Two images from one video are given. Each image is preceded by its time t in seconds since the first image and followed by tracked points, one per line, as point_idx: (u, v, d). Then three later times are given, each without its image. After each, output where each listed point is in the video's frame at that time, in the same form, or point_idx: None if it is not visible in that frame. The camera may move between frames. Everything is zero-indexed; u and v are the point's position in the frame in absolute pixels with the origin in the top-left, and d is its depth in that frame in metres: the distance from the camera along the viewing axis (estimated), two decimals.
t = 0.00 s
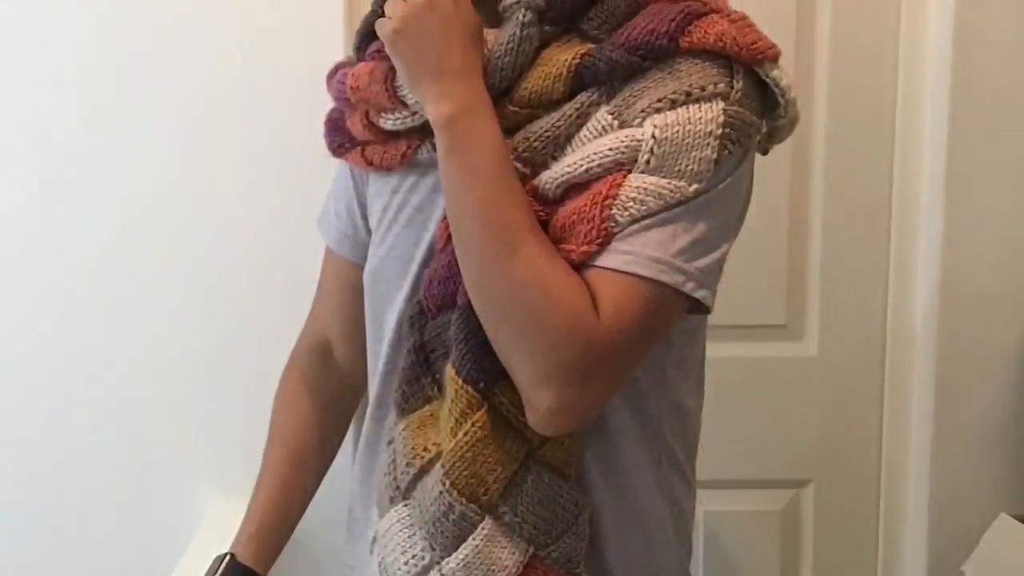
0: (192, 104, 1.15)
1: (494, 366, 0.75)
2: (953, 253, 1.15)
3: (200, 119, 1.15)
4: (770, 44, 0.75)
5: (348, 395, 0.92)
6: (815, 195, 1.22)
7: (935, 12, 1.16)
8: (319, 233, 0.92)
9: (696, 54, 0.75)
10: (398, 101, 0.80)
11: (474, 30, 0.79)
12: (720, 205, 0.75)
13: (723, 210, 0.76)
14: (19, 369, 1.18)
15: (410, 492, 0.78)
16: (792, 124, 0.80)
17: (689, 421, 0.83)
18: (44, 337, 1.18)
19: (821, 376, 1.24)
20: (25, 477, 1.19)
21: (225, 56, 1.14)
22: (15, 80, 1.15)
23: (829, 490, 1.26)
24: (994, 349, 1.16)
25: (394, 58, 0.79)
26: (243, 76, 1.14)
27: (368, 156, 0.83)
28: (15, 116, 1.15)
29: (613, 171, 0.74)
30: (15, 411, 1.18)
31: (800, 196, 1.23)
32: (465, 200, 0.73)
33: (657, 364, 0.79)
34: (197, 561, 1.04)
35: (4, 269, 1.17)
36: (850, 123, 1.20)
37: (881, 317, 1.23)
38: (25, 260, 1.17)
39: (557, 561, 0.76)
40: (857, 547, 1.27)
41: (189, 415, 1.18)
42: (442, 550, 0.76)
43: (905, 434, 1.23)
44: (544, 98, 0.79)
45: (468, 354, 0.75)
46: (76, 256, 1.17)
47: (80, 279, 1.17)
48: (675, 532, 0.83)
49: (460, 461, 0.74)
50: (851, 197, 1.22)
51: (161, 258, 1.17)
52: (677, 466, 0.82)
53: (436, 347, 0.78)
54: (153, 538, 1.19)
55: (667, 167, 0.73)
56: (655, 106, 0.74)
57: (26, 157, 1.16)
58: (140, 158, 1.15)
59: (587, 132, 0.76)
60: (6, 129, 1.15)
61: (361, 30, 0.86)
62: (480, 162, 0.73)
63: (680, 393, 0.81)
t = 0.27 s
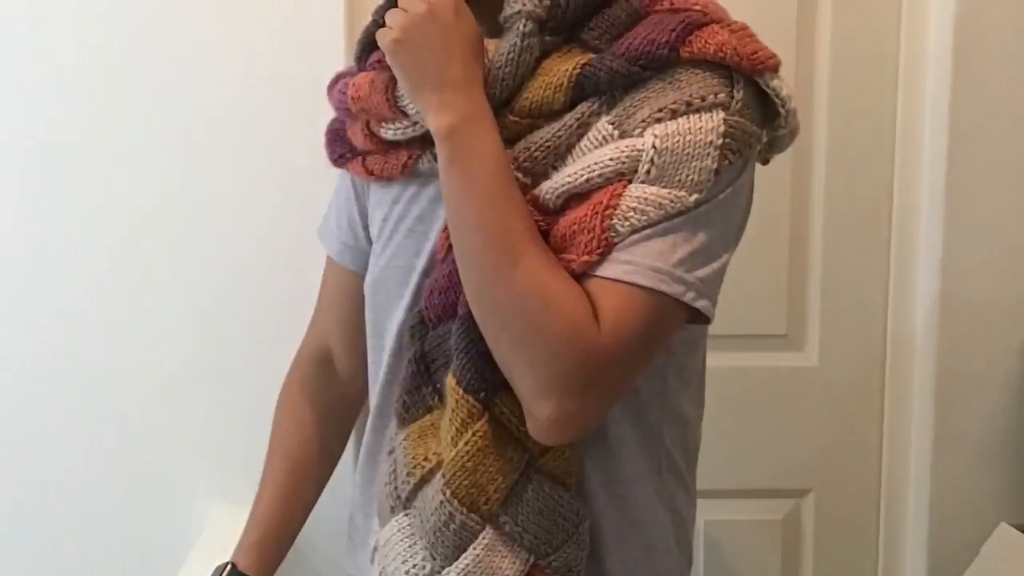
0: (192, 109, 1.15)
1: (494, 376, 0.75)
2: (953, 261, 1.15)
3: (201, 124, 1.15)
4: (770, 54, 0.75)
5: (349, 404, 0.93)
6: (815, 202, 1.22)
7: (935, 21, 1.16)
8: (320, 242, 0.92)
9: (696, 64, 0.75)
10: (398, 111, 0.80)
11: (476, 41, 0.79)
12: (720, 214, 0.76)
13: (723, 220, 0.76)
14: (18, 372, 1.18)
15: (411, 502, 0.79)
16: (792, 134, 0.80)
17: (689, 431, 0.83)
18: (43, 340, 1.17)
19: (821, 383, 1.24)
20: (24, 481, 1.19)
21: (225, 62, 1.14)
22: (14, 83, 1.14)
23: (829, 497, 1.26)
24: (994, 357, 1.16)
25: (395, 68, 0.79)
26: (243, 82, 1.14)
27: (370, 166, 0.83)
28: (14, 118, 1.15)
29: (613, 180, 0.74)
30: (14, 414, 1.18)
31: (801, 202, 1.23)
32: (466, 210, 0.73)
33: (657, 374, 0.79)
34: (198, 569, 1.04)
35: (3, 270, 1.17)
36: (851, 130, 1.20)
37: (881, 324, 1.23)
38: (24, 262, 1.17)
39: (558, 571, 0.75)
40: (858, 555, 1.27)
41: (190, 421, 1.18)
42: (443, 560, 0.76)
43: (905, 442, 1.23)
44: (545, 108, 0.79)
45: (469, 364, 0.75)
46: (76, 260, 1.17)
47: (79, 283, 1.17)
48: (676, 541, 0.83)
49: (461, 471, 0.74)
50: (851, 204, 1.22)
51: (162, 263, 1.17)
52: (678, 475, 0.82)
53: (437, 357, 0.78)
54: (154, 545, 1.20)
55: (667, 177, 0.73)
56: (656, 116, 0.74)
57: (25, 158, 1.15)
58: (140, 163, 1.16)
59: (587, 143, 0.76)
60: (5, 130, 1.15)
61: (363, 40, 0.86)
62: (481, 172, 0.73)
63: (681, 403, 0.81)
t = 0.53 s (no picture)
0: (192, 116, 1.15)
1: (494, 386, 0.75)
2: (953, 269, 1.15)
3: (201, 131, 1.15)
4: (770, 64, 0.76)
5: (349, 413, 0.93)
6: (815, 210, 1.22)
7: (935, 30, 1.16)
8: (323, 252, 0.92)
9: (697, 74, 0.75)
10: (399, 121, 0.81)
11: (477, 51, 0.79)
12: (721, 225, 0.76)
13: (723, 231, 0.76)
14: (18, 377, 1.18)
15: (412, 511, 0.79)
16: (792, 143, 0.80)
17: (690, 441, 0.83)
18: (43, 344, 1.17)
19: (821, 389, 1.24)
20: (24, 486, 1.19)
21: (225, 69, 1.14)
22: (13, 88, 1.15)
23: (829, 504, 1.26)
24: (994, 366, 1.16)
25: (396, 78, 0.80)
26: (244, 90, 1.14)
27: (371, 176, 0.83)
28: (14, 122, 1.15)
29: (614, 191, 0.74)
30: (14, 419, 1.18)
31: (801, 210, 1.23)
32: (466, 220, 0.73)
33: (657, 385, 0.79)
34: None
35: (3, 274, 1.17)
36: (851, 138, 1.20)
37: (882, 331, 1.23)
38: (24, 266, 1.17)
39: None
40: (859, 563, 1.27)
41: (189, 428, 1.18)
42: (444, 570, 0.76)
43: (906, 449, 1.23)
44: (545, 117, 0.79)
45: (469, 374, 0.75)
46: (75, 265, 1.17)
47: (78, 288, 1.17)
48: (677, 549, 0.83)
49: (462, 480, 0.74)
50: (851, 212, 1.22)
51: (161, 270, 1.17)
52: (678, 484, 0.83)
53: (437, 366, 0.78)
54: (155, 552, 1.20)
55: (668, 187, 0.73)
56: (656, 126, 0.74)
57: (25, 161, 1.16)
58: (140, 169, 1.16)
59: (588, 153, 0.76)
60: (5, 134, 1.15)
61: (363, 50, 0.87)
62: (481, 182, 0.73)
63: (681, 413, 0.81)
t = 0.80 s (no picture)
0: (192, 122, 1.15)
1: (495, 396, 0.75)
2: (953, 276, 1.15)
3: (201, 137, 1.15)
4: (770, 74, 0.76)
5: (350, 424, 0.93)
6: (815, 217, 1.23)
7: (935, 38, 1.16)
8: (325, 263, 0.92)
9: (697, 84, 0.75)
10: (399, 131, 0.81)
11: (477, 61, 0.79)
12: (721, 235, 0.76)
13: (724, 241, 0.76)
14: (18, 381, 1.18)
15: (413, 521, 0.79)
16: (793, 153, 0.80)
17: (690, 451, 0.83)
18: (43, 347, 1.18)
19: (821, 397, 1.24)
20: (24, 490, 1.19)
21: (225, 76, 1.14)
22: (14, 92, 1.15)
23: (829, 510, 1.26)
24: (994, 374, 1.16)
25: (397, 89, 0.80)
26: (244, 98, 1.15)
27: (371, 186, 0.83)
28: (15, 126, 1.15)
29: (615, 201, 0.74)
30: (15, 422, 1.18)
31: (801, 217, 1.23)
32: (467, 230, 0.73)
33: (658, 395, 0.79)
34: None
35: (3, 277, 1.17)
36: (851, 145, 1.21)
37: (882, 337, 1.24)
38: (24, 269, 1.17)
39: None
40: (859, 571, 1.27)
41: (190, 434, 1.19)
42: None
43: (906, 456, 1.23)
44: (546, 127, 0.79)
45: (470, 384, 0.75)
46: (75, 270, 1.17)
47: (78, 293, 1.17)
48: (677, 559, 0.83)
49: (463, 489, 0.74)
50: (851, 219, 1.22)
51: (161, 276, 1.17)
52: (678, 495, 0.83)
53: (437, 376, 0.79)
54: (155, 560, 1.20)
55: (668, 197, 0.73)
56: (657, 136, 0.74)
57: (25, 165, 1.16)
58: (140, 174, 1.16)
59: (589, 163, 0.77)
60: (5, 137, 1.15)
61: (364, 60, 0.87)
62: (482, 192, 0.73)
63: (682, 423, 0.81)
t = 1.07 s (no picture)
0: (192, 129, 1.15)
1: (495, 406, 0.75)
2: (953, 283, 1.15)
3: (201, 144, 1.15)
4: (771, 84, 0.76)
5: (351, 433, 0.93)
6: (815, 224, 1.23)
7: (935, 47, 1.16)
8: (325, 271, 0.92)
9: (698, 94, 0.75)
10: (400, 141, 0.81)
11: (478, 72, 0.79)
12: (721, 245, 0.76)
13: (724, 251, 0.76)
14: (18, 386, 1.18)
15: (414, 530, 0.79)
16: (793, 163, 0.80)
17: (690, 461, 0.83)
18: (43, 353, 1.18)
19: (822, 404, 1.24)
20: (24, 495, 1.19)
21: (225, 82, 1.14)
22: (14, 96, 1.15)
23: (830, 517, 1.26)
24: (994, 383, 1.16)
25: (398, 99, 0.80)
26: (244, 105, 1.15)
27: (373, 196, 0.84)
28: (15, 130, 1.15)
29: (615, 210, 0.74)
30: (14, 427, 1.18)
31: (801, 223, 1.23)
32: (467, 239, 0.73)
33: (658, 405, 0.79)
34: None
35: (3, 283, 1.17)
36: (851, 152, 1.21)
37: (882, 348, 1.23)
38: (25, 274, 1.17)
39: None
40: None
41: (189, 440, 1.19)
42: None
43: (906, 463, 1.23)
44: (547, 137, 0.79)
45: (470, 393, 0.75)
46: (75, 276, 1.17)
47: (78, 299, 1.17)
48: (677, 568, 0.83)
49: (464, 499, 0.74)
50: (850, 230, 1.22)
51: (161, 283, 1.17)
52: (679, 504, 0.83)
53: (438, 386, 0.79)
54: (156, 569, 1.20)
55: (669, 207, 0.73)
56: (657, 146, 0.74)
57: (25, 169, 1.16)
58: (141, 179, 1.16)
59: (590, 172, 0.77)
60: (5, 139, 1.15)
61: (365, 70, 0.87)
62: (483, 201, 0.73)
63: (682, 433, 0.81)
